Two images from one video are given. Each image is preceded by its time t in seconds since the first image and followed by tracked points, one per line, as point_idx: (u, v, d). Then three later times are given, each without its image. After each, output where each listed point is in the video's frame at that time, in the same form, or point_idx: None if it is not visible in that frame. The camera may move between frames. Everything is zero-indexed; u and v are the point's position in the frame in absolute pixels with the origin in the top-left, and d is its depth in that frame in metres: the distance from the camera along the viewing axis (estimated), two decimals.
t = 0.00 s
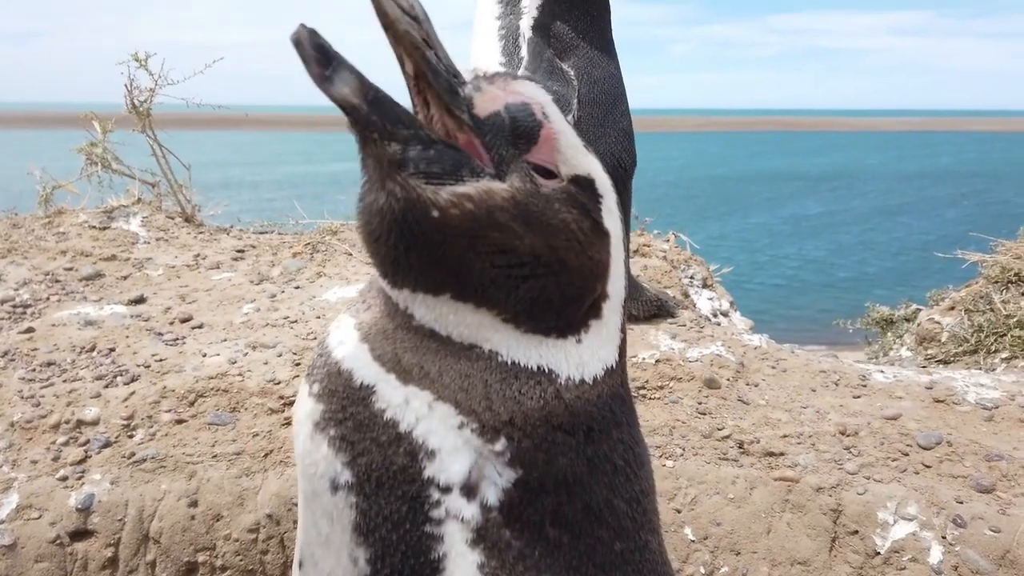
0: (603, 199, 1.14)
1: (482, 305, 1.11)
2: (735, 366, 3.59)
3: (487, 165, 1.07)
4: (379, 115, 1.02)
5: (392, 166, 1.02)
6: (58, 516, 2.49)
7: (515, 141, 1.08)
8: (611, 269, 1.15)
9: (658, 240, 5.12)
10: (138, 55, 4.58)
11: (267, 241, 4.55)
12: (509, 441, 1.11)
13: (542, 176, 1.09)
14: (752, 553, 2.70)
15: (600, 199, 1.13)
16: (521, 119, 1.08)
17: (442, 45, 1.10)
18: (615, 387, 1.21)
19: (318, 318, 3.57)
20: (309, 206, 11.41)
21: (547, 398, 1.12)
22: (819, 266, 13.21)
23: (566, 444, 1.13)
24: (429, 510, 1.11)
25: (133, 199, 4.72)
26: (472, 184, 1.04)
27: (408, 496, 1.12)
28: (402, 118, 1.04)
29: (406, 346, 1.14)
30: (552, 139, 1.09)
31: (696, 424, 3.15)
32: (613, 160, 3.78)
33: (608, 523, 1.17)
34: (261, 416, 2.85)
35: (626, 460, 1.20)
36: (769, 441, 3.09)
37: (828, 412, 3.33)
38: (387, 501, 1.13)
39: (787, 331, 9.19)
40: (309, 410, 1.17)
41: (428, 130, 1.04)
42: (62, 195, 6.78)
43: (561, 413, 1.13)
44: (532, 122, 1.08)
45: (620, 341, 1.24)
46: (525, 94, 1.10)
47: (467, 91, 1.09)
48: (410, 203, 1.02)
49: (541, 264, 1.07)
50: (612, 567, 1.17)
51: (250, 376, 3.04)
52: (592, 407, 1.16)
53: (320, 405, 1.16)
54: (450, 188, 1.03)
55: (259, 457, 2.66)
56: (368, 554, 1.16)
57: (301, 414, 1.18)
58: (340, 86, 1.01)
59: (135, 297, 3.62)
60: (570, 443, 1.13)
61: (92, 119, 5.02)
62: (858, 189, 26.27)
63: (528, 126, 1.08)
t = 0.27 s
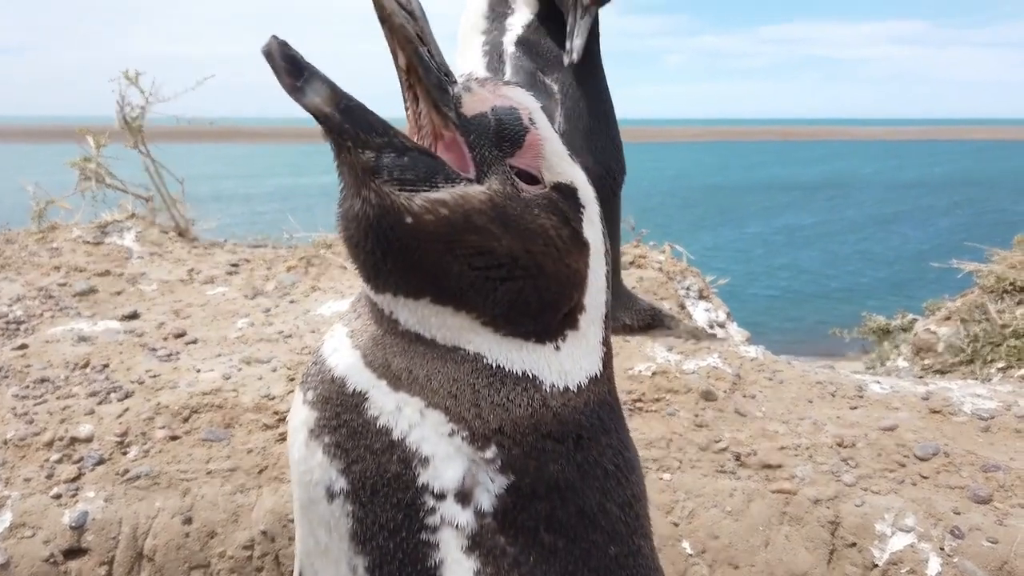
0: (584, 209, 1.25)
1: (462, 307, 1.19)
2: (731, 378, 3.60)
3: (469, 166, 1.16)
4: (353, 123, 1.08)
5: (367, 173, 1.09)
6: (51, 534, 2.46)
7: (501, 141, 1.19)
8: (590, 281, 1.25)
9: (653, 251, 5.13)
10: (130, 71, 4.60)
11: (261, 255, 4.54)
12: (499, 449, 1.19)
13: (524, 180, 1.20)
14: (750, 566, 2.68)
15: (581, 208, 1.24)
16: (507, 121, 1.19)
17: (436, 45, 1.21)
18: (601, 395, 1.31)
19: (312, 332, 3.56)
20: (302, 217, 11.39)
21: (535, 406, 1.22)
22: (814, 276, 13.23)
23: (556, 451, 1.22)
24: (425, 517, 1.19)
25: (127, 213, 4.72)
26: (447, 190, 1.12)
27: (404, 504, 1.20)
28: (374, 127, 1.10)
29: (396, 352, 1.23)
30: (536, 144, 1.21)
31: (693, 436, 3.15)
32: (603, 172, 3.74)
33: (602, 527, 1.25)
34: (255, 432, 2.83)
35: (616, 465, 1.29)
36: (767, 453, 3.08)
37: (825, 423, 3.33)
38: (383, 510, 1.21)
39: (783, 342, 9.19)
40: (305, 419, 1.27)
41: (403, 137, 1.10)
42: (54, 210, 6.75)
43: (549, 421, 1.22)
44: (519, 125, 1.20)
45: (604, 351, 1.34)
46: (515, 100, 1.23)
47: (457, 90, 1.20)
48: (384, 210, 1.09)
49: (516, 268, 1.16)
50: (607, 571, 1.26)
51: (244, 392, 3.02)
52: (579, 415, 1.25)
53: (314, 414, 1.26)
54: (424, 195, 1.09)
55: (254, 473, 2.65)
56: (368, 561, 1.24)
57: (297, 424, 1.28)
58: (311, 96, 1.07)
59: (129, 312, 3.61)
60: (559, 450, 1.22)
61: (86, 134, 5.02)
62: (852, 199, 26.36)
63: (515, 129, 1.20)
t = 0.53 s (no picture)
0: (606, 257, 1.25)
1: (464, 341, 1.22)
2: (729, 396, 3.60)
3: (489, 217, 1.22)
4: (385, 151, 1.14)
5: (392, 200, 1.16)
6: (44, 557, 2.42)
7: (520, 191, 1.21)
8: (607, 327, 1.26)
9: (649, 268, 5.14)
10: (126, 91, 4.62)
11: (257, 273, 4.53)
12: (484, 479, 1.23)
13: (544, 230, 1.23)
14: None
15: (602, 257, 1.25)
16: (529, 170, 1.21)
17: (458, 94, 1.26)
18: (601, 436, 1.31)
19: (308, 351, 3.55)
20: (298, 234, 11.37)
21: (523, 437, 1.24)
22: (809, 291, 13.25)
23: (543, 484, 1.25)
24: (411, 544, 1.24)
25: (122, 232, 4.71)
26: (463, 228, 1.17)
27: (389, 532, 1.25)
28: (404, 157, 1.16)
29: (390, 374, 1.26)
30: (558, 194, 1.22)
31: (691, 455, 3.14)
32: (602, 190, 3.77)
33: (589, 559, 1.30)
34: (250, 453, 2.81)
35: (606, 502, 1.33)
36: (764, 471, 3.07)
37: (823, 440, 3.32)
38: (369, 537, 1.26)
39: (781, 357, 9.18)
40: (296, 445, 1.31)
41: (432, 171, 1.17)
42: (49, 229, 6.73)
43: (537, 454, 1.24)
44: (540, 175, 1.21)
45: (616, 395, 1.34)
46: (541, 147, 1.23)
47: (479, 141, 1.24)
48: (402, 236, 1.16)
49: (519, 314, 1.19)
50: None
51: (239, 412, 3.01)
52: (571, 451, 1.27)
53: (304, 441, 1.30)
54: (440, 229, 1.15)
55: (249, 494, 2.63)
56: None
57: (289, 450, 1.33)
58: (348, 122, 1.13)
59: (124, 332, 3.60)
60: (546, 484, 1.25)
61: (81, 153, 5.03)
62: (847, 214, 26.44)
63: (537, 179, 1.21)
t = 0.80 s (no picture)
0: (599, 274, 1.33)
1: (458, 342, 1.23)
2: (726, 419, 3.60)
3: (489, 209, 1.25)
4: (381, 137, 1.14)
5: (385, 187, 1.15)
6: None
7: (532, 186, 1.27)
8: (589, 347, 1.32)
9: (646, 290, 5.16)
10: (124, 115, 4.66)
11: (253, 297, 4.54)
12: (489, 504, 1.24)
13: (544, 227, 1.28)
14: None
15: (595, 273, 1.32)
16: (543, 170, 1.28)
17: (498, 81, 1.33)
18: (598, 455, 1.35)
19: (304, 374, 3.54)
20: (294, 256, 11.38)
21: (526, 462, 1.26)
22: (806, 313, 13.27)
23: (548, 508, 1.27)
24: (415, 567, 1.24)
25: (119, 256, 4.73)
26: (457, 221, 1.17)
27: (395, 555, 1.24)
28: (401, 146, 1.16)
29: (390, 394, 1.27)
30: (566, 201, 1.30)
31: (688, 478, 3.14)
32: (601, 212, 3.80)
33: None
34: (245, 478, 2.79)
35: (611, 523, 1.35)
36: (762, 493, 3.06)
37: (820, 463, 3.31)
38: (374, 560, 1.26)
39: (778, 379, 9.16)
40: (298, 463, 1.32)
41: (429, 161, 1.17)
42: (46, 253, 6.73)
43: (541, 478, 1.26)
44: (552, 177, 1.28)
45: (603, 415, 1.38)
46: (560, 154, 1.32)
47: (505, 129, 1.31)
48: (395, 226, 1.15)
49: (511, 313, 1.22)
50: None
51: (235, 437, 2.99)
52: (573, 474, 1.30)
53: (307, 458, 1.30)
54: (434, 221, 1.15)
55: (244, 519, 2.60)
56: None
57: (291, 467, 1.33)
58: (347, 104, 1.14)
59: (120, 355, 3.60)
60: (551, 508, 1.27)
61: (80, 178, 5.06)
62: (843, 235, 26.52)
63: (550, 180, 1.28)
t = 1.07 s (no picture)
0: (600, 289, 1.37)
1: (468, 341, 1.24)
2: (724, 439, 3.60)
3: (513, 200, 1.28)
4: (404, 124, 1.14)
5: (403, 176, 1.15)
6: None
7: (560, 190, 1.34)
8: (583, 358, 1.36)
9: (643, 310, 5.17)
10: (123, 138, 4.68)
11: (250, 318, 4.54)
12: (481, 518, 1.24)
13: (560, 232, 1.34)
14: None
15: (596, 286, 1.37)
16: (574, 178, 1.36)
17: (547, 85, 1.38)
18: (583, 468, 1.37)
19: (301, 396, 3.53)
20: (291, 276, 11.38)
21: (517, 476, 1.27)
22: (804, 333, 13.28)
23: (538, 521, 1.28)
24: None
25: (117, 278, 4.73)
26: (475, 214, 1.19)
27: (387, 567, 1.24)
28: (422, 136, 1.16)
29: (389, 401, 1.27)
30: (587, 211, 1.38)
31: (687, 499, 3.12)
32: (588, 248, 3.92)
33: None
34: (241, 500, 2.77)
35: (599, 533, 1.36)
36: (761, 515, 3.05)
37: (819, 483, 3.30)
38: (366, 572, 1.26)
39: (777, 399, 9.15)
40: (291, 467, 1.31)
41: (449, 153, 1.18)
42: (44, 275, 6.74)
43: (531, 491, 1.27)
44: (581, 186, 1.36)
45: (584, 431, 1.40)
46: (589, 169, 1.41)
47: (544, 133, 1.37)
48: (411, 216, 1.16)
49: (525, 310, 1.23)
50: None
51: (231, 459, 2.98)
52: (561, 487, 1.31)
53: (301, 464, 1.30)
54: (451, 213, 1.17)
55: (240, 543, 2.58)
56: None
57: (283, 472, 1.32)
58: (373, 89, 1.14)
59: (116, 378, 3.59)
60: (541, 521, 1.28)
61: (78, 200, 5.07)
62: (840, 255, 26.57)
63: (578, 189, 1.36)
